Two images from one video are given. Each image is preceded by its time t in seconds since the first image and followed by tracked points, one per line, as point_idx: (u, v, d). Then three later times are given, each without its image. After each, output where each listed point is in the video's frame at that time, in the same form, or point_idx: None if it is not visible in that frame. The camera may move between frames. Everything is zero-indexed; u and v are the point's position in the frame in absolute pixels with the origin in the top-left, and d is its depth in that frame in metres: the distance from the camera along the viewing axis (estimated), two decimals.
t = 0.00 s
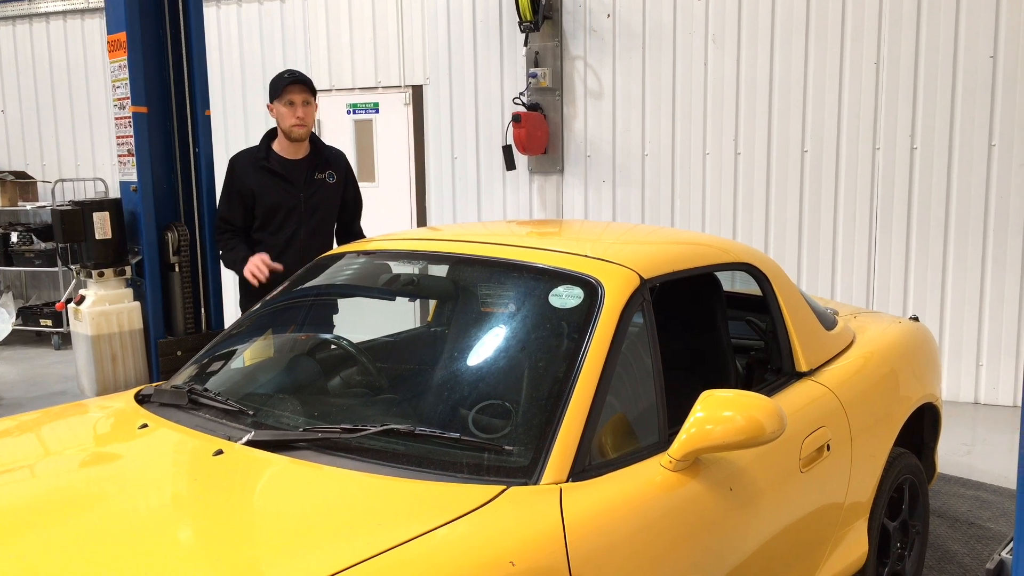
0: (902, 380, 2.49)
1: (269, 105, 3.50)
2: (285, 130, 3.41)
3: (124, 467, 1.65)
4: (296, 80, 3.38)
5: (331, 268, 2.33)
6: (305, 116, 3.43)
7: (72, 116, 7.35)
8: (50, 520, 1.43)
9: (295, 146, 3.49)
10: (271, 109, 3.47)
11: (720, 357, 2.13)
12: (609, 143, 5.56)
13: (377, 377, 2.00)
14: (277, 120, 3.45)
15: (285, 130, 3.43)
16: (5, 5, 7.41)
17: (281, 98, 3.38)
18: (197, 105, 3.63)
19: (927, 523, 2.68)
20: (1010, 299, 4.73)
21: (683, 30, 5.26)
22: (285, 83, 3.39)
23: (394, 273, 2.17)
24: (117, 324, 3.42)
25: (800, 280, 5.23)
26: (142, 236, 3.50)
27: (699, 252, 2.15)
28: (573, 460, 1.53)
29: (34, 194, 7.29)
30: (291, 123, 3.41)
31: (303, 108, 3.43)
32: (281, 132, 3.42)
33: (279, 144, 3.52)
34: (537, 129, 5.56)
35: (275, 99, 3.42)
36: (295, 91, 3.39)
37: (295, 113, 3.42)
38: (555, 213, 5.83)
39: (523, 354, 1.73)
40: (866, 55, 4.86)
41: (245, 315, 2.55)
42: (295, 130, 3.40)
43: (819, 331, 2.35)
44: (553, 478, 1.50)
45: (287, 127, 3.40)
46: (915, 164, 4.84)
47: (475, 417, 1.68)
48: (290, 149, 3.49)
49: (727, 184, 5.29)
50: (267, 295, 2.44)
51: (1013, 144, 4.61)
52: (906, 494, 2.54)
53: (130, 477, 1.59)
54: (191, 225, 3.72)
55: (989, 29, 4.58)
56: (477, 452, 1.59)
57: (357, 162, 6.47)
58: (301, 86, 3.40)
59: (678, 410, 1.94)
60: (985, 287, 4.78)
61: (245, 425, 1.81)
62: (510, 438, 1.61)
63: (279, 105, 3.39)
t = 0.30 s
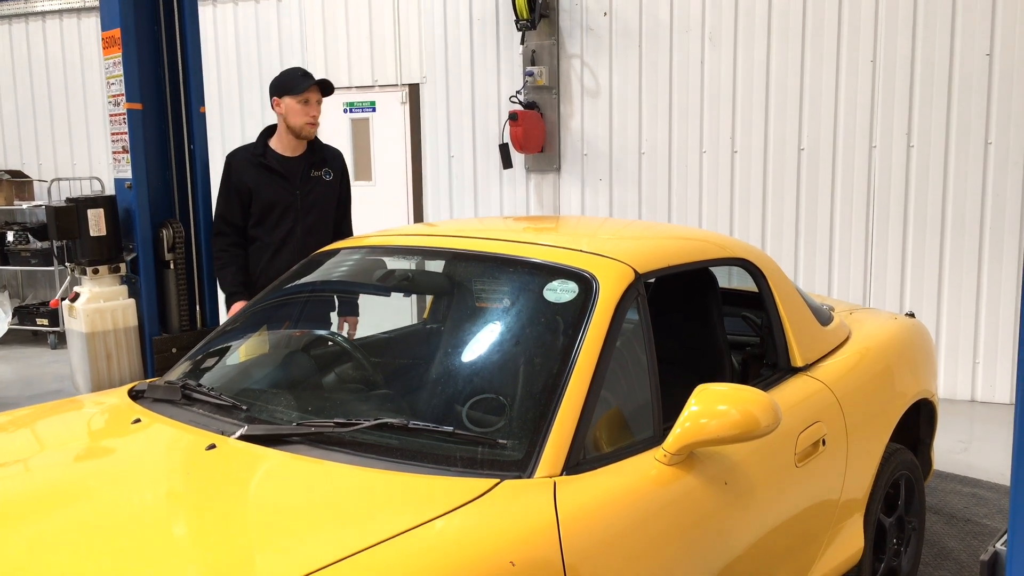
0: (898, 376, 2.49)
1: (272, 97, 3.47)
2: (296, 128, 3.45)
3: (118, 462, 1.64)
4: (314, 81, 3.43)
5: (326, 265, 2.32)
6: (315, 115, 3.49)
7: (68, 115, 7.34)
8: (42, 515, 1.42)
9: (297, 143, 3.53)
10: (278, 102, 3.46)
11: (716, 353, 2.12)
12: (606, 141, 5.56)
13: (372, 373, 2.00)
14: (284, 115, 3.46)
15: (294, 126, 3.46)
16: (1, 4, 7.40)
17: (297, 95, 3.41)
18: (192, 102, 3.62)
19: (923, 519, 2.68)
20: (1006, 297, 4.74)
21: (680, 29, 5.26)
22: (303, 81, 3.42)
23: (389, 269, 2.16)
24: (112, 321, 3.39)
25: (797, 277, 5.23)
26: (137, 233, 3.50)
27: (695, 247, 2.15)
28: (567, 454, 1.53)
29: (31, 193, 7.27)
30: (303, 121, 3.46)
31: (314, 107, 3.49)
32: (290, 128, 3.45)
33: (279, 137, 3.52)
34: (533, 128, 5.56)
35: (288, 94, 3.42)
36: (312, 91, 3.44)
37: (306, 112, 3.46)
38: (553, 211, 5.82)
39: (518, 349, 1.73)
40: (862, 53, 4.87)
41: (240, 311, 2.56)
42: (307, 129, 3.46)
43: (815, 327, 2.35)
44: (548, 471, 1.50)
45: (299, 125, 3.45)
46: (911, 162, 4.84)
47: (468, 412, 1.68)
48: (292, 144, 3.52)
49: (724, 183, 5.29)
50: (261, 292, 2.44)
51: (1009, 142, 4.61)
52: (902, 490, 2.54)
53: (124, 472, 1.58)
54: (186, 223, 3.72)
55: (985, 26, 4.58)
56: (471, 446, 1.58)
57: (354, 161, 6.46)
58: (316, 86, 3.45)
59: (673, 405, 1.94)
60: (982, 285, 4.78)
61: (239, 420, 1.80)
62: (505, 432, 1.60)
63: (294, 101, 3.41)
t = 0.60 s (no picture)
0: (899, 374, 2.49)
1: (281, 97, 3.49)
2: (305, 128, 3.47)
3: (118, 460, 1.64)
4: (326, 84, 3.49)
5: (326, 263, 2.32)
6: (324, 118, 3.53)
7: (68, 114, 7.33)
8: (42, 512, 1.42)
9: (303, 144, 3.54)
10: (288, 102, 3.48)
11: (716, 351, 2.12)
12: (606, 139, 5.56)
13: (372, 370, 2.00)
14: (293, 115, 3.48)
15: (303, 127, 3.48)
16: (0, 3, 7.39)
17: (309, 96, 3.44)
18: (191, 100, 3.62)
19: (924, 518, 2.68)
20: (1006, 296, 4.74)
21: (680, 28, 5.26)
22: (315, 84, 3.46)
23: (389, 267, 2.16)
24: (112, 319, 3.39)
25: (796, 276, 5.23)
26: (137, 231, 3.50)
27: (695, 245, 2.15)
28: (568, 452, 1.53)
29: (30, 192, 7.27)
30: (312, 123, 3.49)
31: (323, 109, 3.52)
32: (299, 129, 3.48)
33: (284, 137, 3.52)
34: (533, 127, 5.57)
35: (299, 94, 3.45)
36: (323, 93, 3.49)
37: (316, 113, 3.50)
38: (552, 210, 5.82)
39: (519, 346, 1.73)
40: (862, 52, 4.87)
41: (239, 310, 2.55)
42: (316, 130, 3.49)
43: (815, 325, 2.35)
44: (548, 469, 1.50)
45: (309, 126, 3.47)
46: (911, 161, 4.84)
47: (469, 410, 1.67)
48: (298, 145, 3.53)
49: (723, 181, 5.29)
50: (261, 290, 2.44)
51: (1010, 141, 4.61)
52: (903, 488, 2.54)
53: (124, 470, 1.58)
54: (186, 222, 3.72)
55: (985, 25, 4.58)
56: (471, 443, 1.58)
57: (354, 160, 6.46)
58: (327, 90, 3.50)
59: (674, 403, 1.94)
60: (982, 284, 4.78)
61: (239, 417, 1.80)
62: (505, 430, 1.60)
63: (305, 102, 3.44)
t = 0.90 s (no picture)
0: (899, 375, 2.49)
1: (285, 98, 3.48)
2: (307, 132, 3.47)
3: (118, 461, 1.63)
4: (331, 89, 3.47)
5: (326, 264, 2.32)
6: (327, 122, 3.53)
7: (68, 114, 7.33)
8: (43, 513, 1.42)
9: (305, 146, 3.55)
10: (291, 105, 3.47)
11: (717, 352, 2.12)
12: (606, 139, 5.56)
13: (373, 371, 2.00)
14: (297, 118, 3.48)
15: (305, 131, 3.48)
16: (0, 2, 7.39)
17: (313, 101, 3.43)
18: (191, 100, 3.62)
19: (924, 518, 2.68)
20: (1006, 297, 4.74)
21: (680, 28, 5.26)
22: (319, 88, 3.45)
23: (390, 268, 2.16)
24: (112, 320, 3.38)
25: (796, 276, 5.23)
26: (137, 231, 3.50)
27: (696, 246, 2.15)
28: (569, 453, 1.53)
29: (30, 193, 7.26)
30: (315, 127, 3.49)
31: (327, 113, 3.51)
32: (301, 132, 3.48)
33: (286, 139, 3.53)
34: (533, 127, 5.57)
35: (303, 98, 3.44)
36: (327, 98, 3.47)
37: (319, 117, 3.49)
38: (552, 211, 5.82)
39: (519, 347, 1.73)
40: (861, 53, 4.87)
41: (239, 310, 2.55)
42: (319, 134, 3.49)
43: (815, 326, 2.35)
44: (550, 470, 1.50)
45: (312, 131, 3.48)
46: (911, 161, 4.85)
47: (470, 412, 1.67)
48: (299, 147, 3.53)
49: (723, 182, 5.29)
50: (260, 291, 2.44)
51: (1010, 142, 4.61)
52: (903, 489, 2.54)
53: (124, 471, 1.58)
54: (186, 222, 3.72)
55: (985, 26, 4.58)
56: (472, 444, 1.58)
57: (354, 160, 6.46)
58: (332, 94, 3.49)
59: (675, 403, 1.94)
60: (982, 284, 4.78)
61: (240, 419, 1.80)
62: (506, 431, 1.60)
63: (309, 106, 3.44)
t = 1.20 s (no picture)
0: (899, 374, 2.49)
1: (286, 98, 3.46)
2: (308, 133, 3.47)
3: (118, 460, 1.63)
4: (332, 90, 3.47)
5: (326, 263, 2.32)
6: (327, 122, 3.53)
7: (68, 113, 7.33)
8: (42, 513, 1.42)
9: (305, 145, 3.55)
10: (292, 105, 3.46)
11: (717, 351, 2.12)
12: (606, 139, 5.55)
13: (373, 371, 2.00)
14: (297, 119, 3.47)
15: (306, 132, 3.48)
16: None
17: (314, 102, 3.43)
18: (191, 99, 3.62)
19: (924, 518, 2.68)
20: (1006, 297, 4.74)
21: (680, 27, 5.25)
22: (320, 89, 3.44)
23: (390, 267, 2.16)
24: (111, 319, 3.38)
25: (796, 275, 5.23)
26: (137, 230, 3.50)
27: (696, 245, 2.14)
28: (569, 453, 1.53)
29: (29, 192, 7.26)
30: (316, 128, 3.49)
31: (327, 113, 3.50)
32: (302, 132, 3.48)
33: (286, 138, 3.52)
34: (534, 126, 5.57)
35: (304, 99, 3.43)
36: (328, 99, 3.47)
37: (320, 118, 3.49)
38: (552, 210, 5.81)
39: (519, 347, 1.73)
40: (861, 52, 4.87)
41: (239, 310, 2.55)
42: (319, 135, 3.50)
43: (815, 325, 2.35)
44: (549, 470, 1.50)
45: (312, 132, 3.48)
46: (911, 161, 4.84)
47: (469, 411, 1.67)
48: (299, 147, 3.53)
49: (724, 181, 5.29)
50: (260, 290, 2.44)
51: (1010, 141, 4.61)
52: (903, 488, 2.54)
53: (124, 471, 1.58)
54: (186, 221, 3.71)
55: (986, 25, 4.58)
56: (472, 443, 1.58)
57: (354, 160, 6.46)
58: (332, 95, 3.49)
59: (676, 402, 1.93)
60: (982, 283, 4.78)
61: (239, 418, 1.80)
62: (506, 431, 1.60)
63: (310, 108, 3.43)
